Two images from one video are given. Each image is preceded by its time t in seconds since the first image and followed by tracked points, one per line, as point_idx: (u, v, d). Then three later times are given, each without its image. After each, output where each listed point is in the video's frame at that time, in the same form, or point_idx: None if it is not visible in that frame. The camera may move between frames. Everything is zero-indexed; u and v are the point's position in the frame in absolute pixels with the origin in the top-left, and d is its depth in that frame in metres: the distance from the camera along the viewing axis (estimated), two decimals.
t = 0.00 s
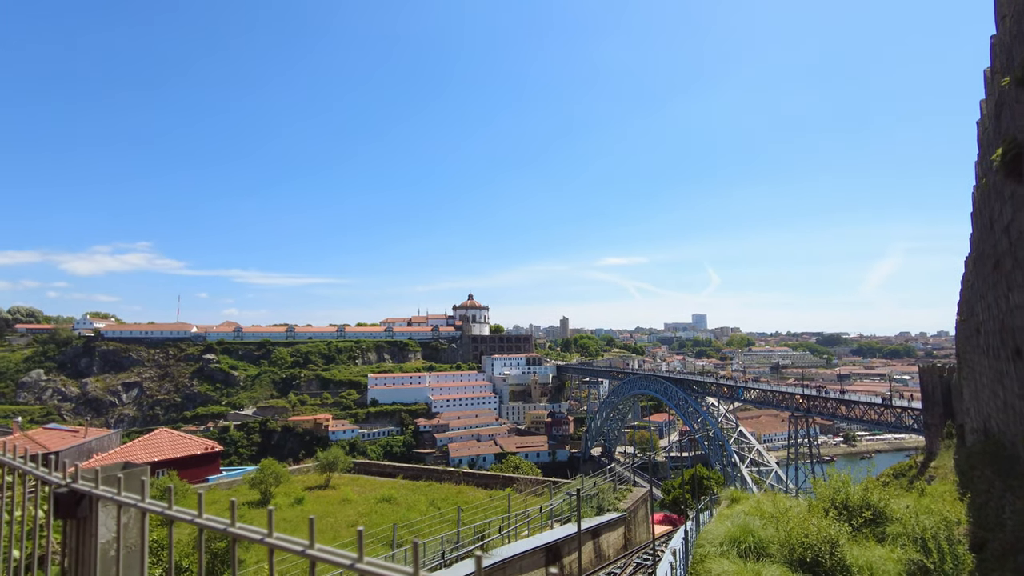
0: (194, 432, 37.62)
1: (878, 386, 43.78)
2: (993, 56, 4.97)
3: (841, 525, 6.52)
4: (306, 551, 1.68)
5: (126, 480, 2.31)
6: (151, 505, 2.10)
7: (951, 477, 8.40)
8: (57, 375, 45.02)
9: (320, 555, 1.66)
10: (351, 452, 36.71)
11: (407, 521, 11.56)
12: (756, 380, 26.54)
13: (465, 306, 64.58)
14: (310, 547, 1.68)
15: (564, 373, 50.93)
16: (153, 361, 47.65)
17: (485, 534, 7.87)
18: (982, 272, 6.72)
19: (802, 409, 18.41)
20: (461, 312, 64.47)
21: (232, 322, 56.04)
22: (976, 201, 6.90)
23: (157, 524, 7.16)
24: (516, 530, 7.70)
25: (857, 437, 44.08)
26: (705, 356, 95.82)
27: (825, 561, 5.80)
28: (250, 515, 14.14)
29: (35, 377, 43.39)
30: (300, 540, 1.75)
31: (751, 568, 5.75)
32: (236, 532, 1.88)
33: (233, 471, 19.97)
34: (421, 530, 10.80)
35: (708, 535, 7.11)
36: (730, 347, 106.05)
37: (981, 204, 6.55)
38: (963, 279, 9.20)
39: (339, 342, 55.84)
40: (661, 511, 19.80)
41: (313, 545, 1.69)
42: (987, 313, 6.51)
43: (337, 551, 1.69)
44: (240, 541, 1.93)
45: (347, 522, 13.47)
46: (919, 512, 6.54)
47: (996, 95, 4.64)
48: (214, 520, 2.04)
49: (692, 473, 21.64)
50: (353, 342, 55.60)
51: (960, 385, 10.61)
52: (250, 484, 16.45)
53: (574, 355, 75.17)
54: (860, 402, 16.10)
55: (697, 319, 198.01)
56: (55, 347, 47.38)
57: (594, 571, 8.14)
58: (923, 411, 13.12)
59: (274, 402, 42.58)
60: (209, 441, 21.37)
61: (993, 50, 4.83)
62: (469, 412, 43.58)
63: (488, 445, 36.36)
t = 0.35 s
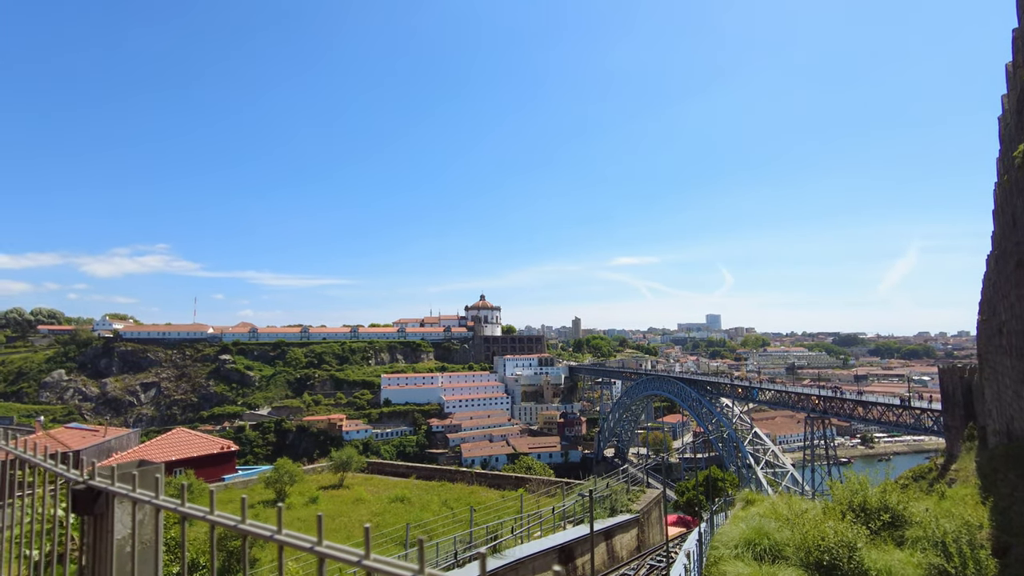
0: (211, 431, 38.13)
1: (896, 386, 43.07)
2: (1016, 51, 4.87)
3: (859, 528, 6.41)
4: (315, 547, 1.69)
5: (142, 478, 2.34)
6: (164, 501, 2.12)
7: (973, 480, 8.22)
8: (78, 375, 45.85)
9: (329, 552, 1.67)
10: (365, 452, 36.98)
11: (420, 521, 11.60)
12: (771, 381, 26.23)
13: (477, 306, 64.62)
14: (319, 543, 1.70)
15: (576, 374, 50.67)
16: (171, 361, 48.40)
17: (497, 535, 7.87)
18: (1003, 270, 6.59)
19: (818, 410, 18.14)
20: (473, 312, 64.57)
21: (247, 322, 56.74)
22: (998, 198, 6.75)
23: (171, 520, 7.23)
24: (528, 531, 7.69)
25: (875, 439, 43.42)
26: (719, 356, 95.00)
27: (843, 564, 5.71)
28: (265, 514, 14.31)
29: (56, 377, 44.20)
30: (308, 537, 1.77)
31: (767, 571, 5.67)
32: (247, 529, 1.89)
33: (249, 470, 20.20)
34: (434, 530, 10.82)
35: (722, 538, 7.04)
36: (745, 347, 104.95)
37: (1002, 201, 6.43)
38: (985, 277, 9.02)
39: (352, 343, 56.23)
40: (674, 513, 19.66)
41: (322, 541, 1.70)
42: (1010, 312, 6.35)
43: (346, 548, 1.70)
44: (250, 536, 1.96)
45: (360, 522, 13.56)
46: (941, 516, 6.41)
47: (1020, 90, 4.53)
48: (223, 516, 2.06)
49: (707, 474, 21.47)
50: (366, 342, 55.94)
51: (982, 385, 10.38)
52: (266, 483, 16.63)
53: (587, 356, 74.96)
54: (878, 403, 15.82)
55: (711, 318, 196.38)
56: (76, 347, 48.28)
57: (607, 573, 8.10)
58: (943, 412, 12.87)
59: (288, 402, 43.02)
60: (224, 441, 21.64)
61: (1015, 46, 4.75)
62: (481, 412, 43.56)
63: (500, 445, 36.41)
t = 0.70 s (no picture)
0: (227, 431, 38.63)
1: (916, 387, 42.33)
2: None
3: (878, 532, 6.31)
4: (325, 546, 1.69)
5: (158, 476, 2.36)
6: (179, 499, 2.14)
7: (997, 483, 8.03)
8: (98, 375, 46.65)
9: (340, 550, 1.67)
10: (378, 451, 37.23)
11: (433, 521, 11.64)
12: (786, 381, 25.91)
13: (490, 307, 64.68)
14: (329, 542, 1.70)
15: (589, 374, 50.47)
16: (188, 362, 49.14)
17: (509, 535, 7.87)
18: None
19: (835, 411, 17.90)
20: (485, 312, 64.64)
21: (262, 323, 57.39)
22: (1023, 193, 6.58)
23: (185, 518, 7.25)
24: (540, 532, 7.68)
25: (894, 441, 42.71)
26: (734, 356, 94.12)
27: (862, 568, 5.62)
28: (280, 513, 14.45)
29: (77, 377, 44.96)
30: (318, 535, 1.77)
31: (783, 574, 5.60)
32: (258, 528, 1.89)
33: (264, 469, 20.41)
34: (447, 530, 10.86)
35: (737, 540, 6.98)
36: (760, 347, 103.83)
37: None
38: (1008, 276, 8.86)
39: (365, 343, 56.59)
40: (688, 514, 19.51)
41: (332, 540, 1.70)
42: None
43: (356, 548, 1.69)
44: (262, 536, 1.97)
45: (373, 521, 13.63)
46: (963, 520, 6.29)
47: None
48: (236, 515, 2.07)
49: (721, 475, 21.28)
50: (379, 343, 56.28)
51: (1004, 387, 10.16)
52: (281, 482, 16.78)
53: (600, 356, 74.71)
54: (896, 404, 15.57)
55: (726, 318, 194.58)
56: (96, 348, 49.19)
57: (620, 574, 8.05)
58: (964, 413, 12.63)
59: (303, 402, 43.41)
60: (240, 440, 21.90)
61: None
62: (494, 412, 43.58)
63: (513, 446, 36.41)
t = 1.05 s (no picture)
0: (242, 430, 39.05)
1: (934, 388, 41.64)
2: None
3: (897, 535, 6.22)
4: (329, 547, 1.69)
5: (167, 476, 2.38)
6: (187, 499, 2.16)
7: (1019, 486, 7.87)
8: (116, 375, 47.43)
9: (344, 552, 1.67)
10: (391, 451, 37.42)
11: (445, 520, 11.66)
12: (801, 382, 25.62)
13: (501, 307, 64.71)
14: (334, 543, 1.70)
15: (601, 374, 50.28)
16: (203, 362, 49.80)
17: (521, 535, 7.85)
18: None
19: (852, 413, 17.66)
20: (496, 313, 64.70)
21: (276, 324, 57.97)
22: None
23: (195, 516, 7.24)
24: (553, 532, 7.66)
25: (912, 443, 42.05)
26: (747, 356, 93.30)
27: (880, 571, 5.53)
28: (294, 512, 14.56)
29: (96, 377, 45.75)
30: (322, 538, 1.77)
31: None
32: (262, 528, 1.90)
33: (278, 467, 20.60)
34: (459, 530, 10.88)
35: (752, 542, 6.92)
36: (775, 348, 102.77)
37: None
38: None
39: (378, 343, 56.92)
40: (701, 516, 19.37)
41: (336, 542, 1.70)
42: None
43: (359, 549, 1.69)
44: (268, 536, 1.97)
45: (385, 521, 13.68)
46: (984, 524, 6.16)
47: None
48: (242, 515, 2.08)
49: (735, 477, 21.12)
50: (391, 343, 56.58)
51: None
52: (294, 481, 16.90)
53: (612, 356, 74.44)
54: (914, 405, 15.32)
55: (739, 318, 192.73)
56: (114, 348, 50.00)
57: None
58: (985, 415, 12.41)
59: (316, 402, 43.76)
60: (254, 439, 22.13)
61: None
62: (505, 413, 43.59)
63: (525, 446, 36.41)
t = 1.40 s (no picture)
0: (254, 430, 39.40)
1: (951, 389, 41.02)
2: None
3: (912, 538, 6.13)
4: (331, 551, 1.68)
5: (173, 478, 2.39)
6: (191, 500, 2.16)
7: None
8: (131, 375, 48.09)
9: (345, 556, 1.65)
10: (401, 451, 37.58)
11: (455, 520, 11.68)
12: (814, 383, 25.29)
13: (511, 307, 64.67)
14: (335, 547, 1.69)
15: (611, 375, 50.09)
16: (216, 362, 50.35)
17: (531, 536, 7.83)
18: None
19: (866, 414, 17.44)
20: (506, 313, 64.70)
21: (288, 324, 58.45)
22: None
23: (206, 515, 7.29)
24: (563, 533, 7.62)
25: (927, 444, 41.47)
26: (760, 357, 92.64)
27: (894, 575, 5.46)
28: (306, 511, 14.70)
29: (111, 377, 46.38)
30: (324, 540, 1.77)
31: None
32: (264, 531, 1.89)
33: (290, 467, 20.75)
34: (469, 530, 10.89)
35: (763, 543, 6.86)
36: (787, 348, 101.75)
37: None
38: None
39: (388, 343, 57.16)
40: (712, 517, 19.25)
41: (338, 545, 1.69)
42: None
43: (360, 553, 1.68)
44: (271, 539, 1.96)
45: (396, 520, 13.73)
46: (1002, 528, 6.07)
47: None
48: (244, 516, 2.07)
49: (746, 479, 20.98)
50: (401, 343, 56.80)
51: None
52: (306, 481, 17.01)
53: (622, 357, 74.31)
54: (930, 406, 15.11)
55: (751, 318, 191.07)
56: (129, 348, 50.68)
57: None
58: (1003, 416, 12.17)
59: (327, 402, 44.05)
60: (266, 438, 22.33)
61: None
62: (515, 413, 43.53)
63: (535, 446, 36.39)
